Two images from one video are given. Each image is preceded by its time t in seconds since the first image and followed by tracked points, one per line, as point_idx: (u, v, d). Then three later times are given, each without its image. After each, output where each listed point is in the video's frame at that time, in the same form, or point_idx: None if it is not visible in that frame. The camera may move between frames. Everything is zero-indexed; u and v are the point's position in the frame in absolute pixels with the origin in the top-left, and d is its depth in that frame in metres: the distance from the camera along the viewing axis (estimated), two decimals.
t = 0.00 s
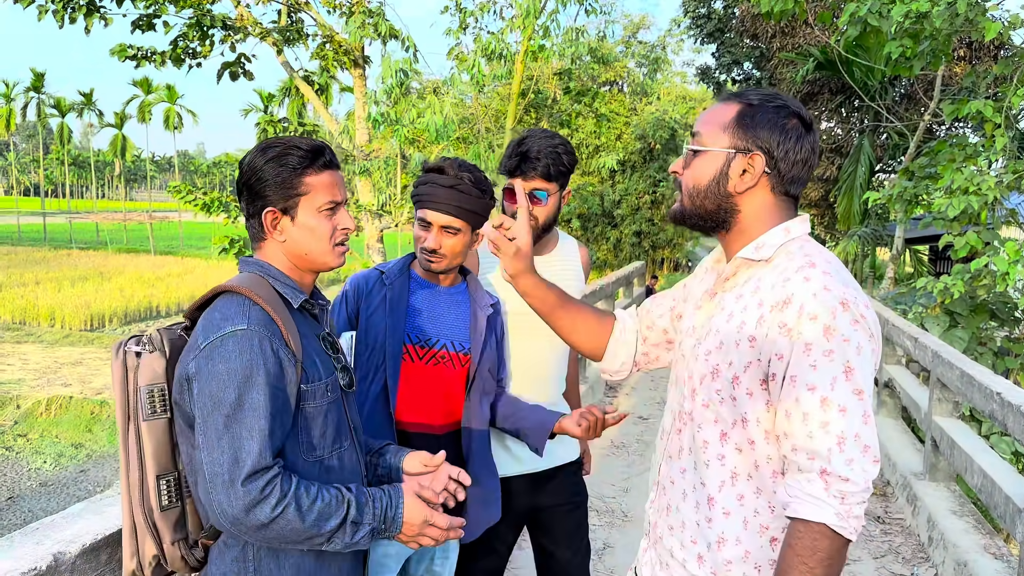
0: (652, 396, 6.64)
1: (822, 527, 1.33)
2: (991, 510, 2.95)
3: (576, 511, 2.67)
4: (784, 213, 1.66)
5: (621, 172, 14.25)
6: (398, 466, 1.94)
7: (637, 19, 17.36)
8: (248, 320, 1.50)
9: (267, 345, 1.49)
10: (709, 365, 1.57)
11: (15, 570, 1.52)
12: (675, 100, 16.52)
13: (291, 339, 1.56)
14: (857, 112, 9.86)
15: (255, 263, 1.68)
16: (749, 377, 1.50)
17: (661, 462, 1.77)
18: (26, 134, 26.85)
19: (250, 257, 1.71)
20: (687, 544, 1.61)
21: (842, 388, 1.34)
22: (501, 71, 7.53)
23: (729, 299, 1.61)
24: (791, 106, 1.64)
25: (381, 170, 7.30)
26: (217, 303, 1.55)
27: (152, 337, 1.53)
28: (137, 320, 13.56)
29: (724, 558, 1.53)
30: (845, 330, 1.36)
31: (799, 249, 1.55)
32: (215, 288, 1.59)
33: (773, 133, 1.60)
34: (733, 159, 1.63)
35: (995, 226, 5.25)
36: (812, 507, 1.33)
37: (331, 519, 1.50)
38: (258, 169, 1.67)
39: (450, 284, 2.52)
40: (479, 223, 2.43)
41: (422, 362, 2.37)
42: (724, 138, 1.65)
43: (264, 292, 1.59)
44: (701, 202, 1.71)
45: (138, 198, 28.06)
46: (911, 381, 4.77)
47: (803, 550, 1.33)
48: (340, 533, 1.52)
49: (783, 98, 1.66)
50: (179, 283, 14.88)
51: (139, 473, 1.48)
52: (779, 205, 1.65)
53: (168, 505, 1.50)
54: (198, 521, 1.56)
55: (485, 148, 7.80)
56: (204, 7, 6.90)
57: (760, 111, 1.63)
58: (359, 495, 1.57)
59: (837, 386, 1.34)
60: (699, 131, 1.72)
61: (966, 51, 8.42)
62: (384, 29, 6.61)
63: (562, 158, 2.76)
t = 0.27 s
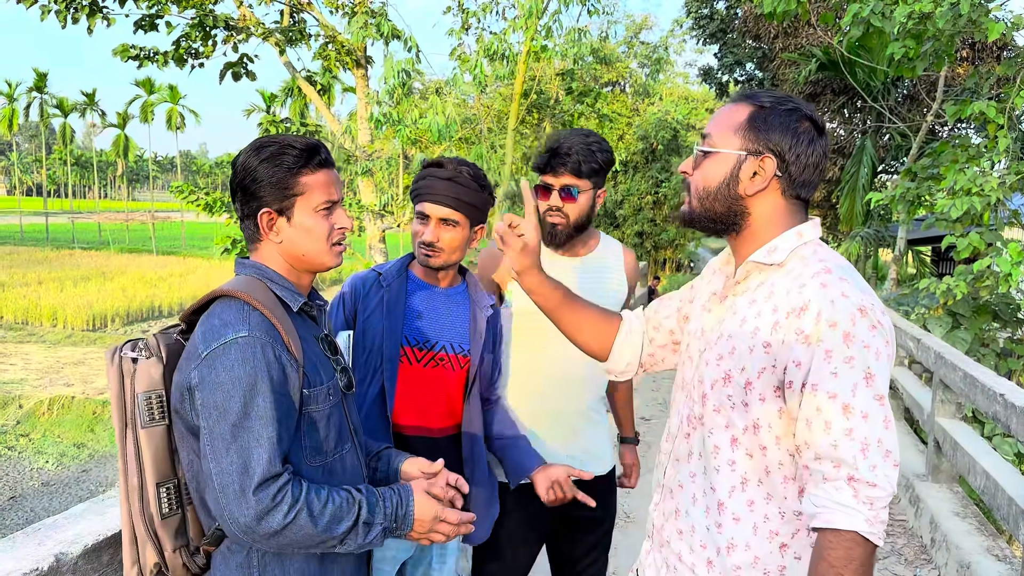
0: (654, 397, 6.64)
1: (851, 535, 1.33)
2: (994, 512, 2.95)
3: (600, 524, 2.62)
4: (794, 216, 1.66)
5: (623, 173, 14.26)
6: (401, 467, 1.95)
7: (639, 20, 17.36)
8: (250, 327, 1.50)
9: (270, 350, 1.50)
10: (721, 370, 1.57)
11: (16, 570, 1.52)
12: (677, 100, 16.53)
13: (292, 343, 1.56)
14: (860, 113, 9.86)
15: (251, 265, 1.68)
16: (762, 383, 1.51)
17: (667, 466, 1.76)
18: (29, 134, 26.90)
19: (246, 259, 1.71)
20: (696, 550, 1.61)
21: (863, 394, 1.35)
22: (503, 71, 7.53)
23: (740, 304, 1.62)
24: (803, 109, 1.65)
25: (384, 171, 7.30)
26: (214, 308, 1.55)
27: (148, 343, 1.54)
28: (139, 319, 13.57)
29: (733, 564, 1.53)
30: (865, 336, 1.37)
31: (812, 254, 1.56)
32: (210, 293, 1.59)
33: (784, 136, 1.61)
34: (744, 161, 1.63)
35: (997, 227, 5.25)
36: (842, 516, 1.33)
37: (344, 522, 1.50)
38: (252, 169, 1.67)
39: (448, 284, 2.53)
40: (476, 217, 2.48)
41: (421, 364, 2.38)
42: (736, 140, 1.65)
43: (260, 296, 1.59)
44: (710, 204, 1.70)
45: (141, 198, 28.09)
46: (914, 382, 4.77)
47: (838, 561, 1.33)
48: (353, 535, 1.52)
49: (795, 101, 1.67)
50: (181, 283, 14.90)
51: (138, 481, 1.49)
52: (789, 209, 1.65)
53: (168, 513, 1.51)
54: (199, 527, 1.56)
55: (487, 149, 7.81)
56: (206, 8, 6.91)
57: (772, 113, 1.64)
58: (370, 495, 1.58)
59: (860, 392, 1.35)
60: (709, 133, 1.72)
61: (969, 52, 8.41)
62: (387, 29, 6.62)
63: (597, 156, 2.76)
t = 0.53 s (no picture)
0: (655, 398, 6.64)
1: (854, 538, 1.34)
2: (995, 513, 2.95)
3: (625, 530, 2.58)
4: (796, 221, 1.66)
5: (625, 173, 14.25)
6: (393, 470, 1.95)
7: (641, 20, 17.34)
8: (250, 332, 1.50)
9: (267, 354, 1.50)
10: (725, 374, 1.58)
11: (18, 569, 1.53)
12: (678, 101, 16.53)
13: (290, 347, 1.57)
14: (862, 114, 9.86)
15: (251, 268, 1.69)
16: (766, 386, 1.51)
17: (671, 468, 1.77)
18: (30, 133, 26.91)
19: (245, 261, 1.72)
20: (702, 552, 1.62)
21: (867, 399, 1.36)
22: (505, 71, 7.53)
23: (746, 306, 1.62)
24: (810, 110, 1.66)
25: (385, 170, 7.31)
26: (213, 310, 1.56)
27: (146, 344, 1.55)
28: (140, 319, 13.57)
29: (738, 566, 1.53)
30: (870, 340, 1.37)
31: (818, 258, 1.56)
32: (209, 294, 1.60)
33: (791, 137, 1.62)
34: (749, 162, 1.64)
35: (999, 228, 5.25)
36: (846, 520, 1.33)
37: (332, 530, 1.50)
38: (251, 170, 1.67)
39: (446, 283, 2.56)
40: (474, 211, 2.52)
41: (421, 364, 2.39)
42: (741, 141, 1.66)
43: (259, 298, 1.59)
44: (713, 205, 1.71)
45: (142, 198, 28.09)
46: (915, 383, 4.78)
47: (840, 563, 1.34)
48: (340, 544, 1.52)
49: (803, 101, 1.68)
50: (182, 283, 14.91)
51: (135, 484, 1.49)
52: (795, 209, 1.66)
53: (165, 515, 1.52)
54: (196, 529, 1.57)
55: (489, 149, 7.81)
56: (208, 8, 6.92)
57: (778, 114, 1.64)
58: (359, 504, 1.57)
59: (865, 397, 1.36)
60: (712, 134, 1.72)
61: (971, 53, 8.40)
62: (388, 29, 6.63)
63: (632, 153, 2.81)
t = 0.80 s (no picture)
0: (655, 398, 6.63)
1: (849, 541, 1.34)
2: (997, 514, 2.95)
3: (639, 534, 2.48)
4: (786, 208, 1.61)
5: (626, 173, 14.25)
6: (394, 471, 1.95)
7: (642, 20, 17.33)
8: (249, 328, 1.51)
9: (263, 352, 1.50)
10: (722, 374, 1.58)
11: (21, 568, 1.52)
12: (679, 101, 16.53)
13: (288, 346, 1.57)
14: (863, 114, 9.87)
15: (251, 267, 1.69)
16: (763, 388, 1.50)
17: (672, 463, 1.78)
18: (31, 133, 26.92)
19: (245, 261, 1.72)
20: (707, 552, 1.63)
21: (867, 405, 1.34)
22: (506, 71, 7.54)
23: (744, 306, 1.60)
24: (740, 104, 1.62)
25: (386, 170, 7.31)
26: (214, 306, 1.56)
27: (149, 342, 1.55)
28: (141, 318, 13.57)
29: (743, 566, 1.54)
30: (871, 346, 1.35)
31: (819, 258, 1.53)
32: (211, 292, 1.60)
33: (732, 138, 1.60)
34: (705, 180, 1.64)
35: (1000, 229, 5.25)
36: (844, 524, 1.34)
37: (303, 530, 1.49)
38: (251, 170, 1.68)
39: (445, 280, 2.57)
40: (470, 206, 2.54)
41: (422, 363, 2.39)
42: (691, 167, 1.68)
43: (260, 296, 1.60)
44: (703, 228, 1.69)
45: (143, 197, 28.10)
46: (916, 383, 4.78)
47: (835, 566, 1.35)
48: (309, 546, 1.50)
49: (733, 100, 1.63)
50: (182, 282, 14.91)
51: (135, 480, 1.49)
52: (775, 197, 1.59)
53: (165, 513, 1.52)
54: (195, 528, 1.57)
55: (490, 149, 7.82)
56: (209, 7, 6.93)
57: (709, 127, 1.65)
58: (330, 508, 1.56)
59: (864, 404, 1.34)
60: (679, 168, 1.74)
61: (972, 53, 8.40)
62: (389, 29, 6.64)
63: (653, 152, 2.60)
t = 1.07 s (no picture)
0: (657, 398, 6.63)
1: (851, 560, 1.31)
2: (998, 514, 2.95)
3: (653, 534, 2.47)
4: (765, 209, 1.59)
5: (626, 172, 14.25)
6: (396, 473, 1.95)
7: (643, 19, 17.31)
8: (243, 327, 1.51)
9: (259, 352, 1.51)
10: (703, 381, 1.61)
11: (22, 567, 1.52)
12: (679, 100, 16.52)
13: (286, 348, 1.57)
14: (864, 114, 9.87)
15: (252, 264, 1.69)
16: (739, 394, 1.51)
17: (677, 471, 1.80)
18: (30, 131, 26.92)
19: (246, 258, 1.72)
20: (705, 556, 1.64)
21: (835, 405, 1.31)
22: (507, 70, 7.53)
23: (721, 313, 1.61)
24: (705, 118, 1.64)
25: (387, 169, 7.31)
26: (211, 305, 1.56)
27: (147, 339, 1.54)
28: (142, 317, 13.58)
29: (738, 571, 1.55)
30: (831, 345, 1.33)
31: (789, 258, 1.50)
32: (209, 290, 1.60)
33: (702, 150, 1.58)
34: (687, 196, 1.61)
35: (1001, 228, 5.25)
36: (824, 529, 1.31)
37: (307, 531, 1.50)
38: (260, 166, 1.68)
39: (438, 279, 2.56)
40: (465, 210, 2.53)
41: (420, 362, 2.40)
42: (668, 188, 1.63)
43: (257, 294, 1.60)
44: (694, 247, 1.64)
45: (143, 196, 28.07)
46: (917, 383, 4.78)
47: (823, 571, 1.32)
48: (311, 547, 1.51)
49: (682, 122, 1.66)
50: (183, 281, 14.92)
51: (132, 478, 1.49)
52: (760, 202, 1.59)
53: (162, 511, 1.51)
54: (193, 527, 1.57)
55: (491, 148, 7.83)
56: (210, 6, 6.92)
57: (675, 144, 1.64)
58: (332, 508, 1.57)
59: (828, 405, 1.32)
60: (648, 202, 1.69)
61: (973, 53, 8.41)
62: (390, 28, 6.63)
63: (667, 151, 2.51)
